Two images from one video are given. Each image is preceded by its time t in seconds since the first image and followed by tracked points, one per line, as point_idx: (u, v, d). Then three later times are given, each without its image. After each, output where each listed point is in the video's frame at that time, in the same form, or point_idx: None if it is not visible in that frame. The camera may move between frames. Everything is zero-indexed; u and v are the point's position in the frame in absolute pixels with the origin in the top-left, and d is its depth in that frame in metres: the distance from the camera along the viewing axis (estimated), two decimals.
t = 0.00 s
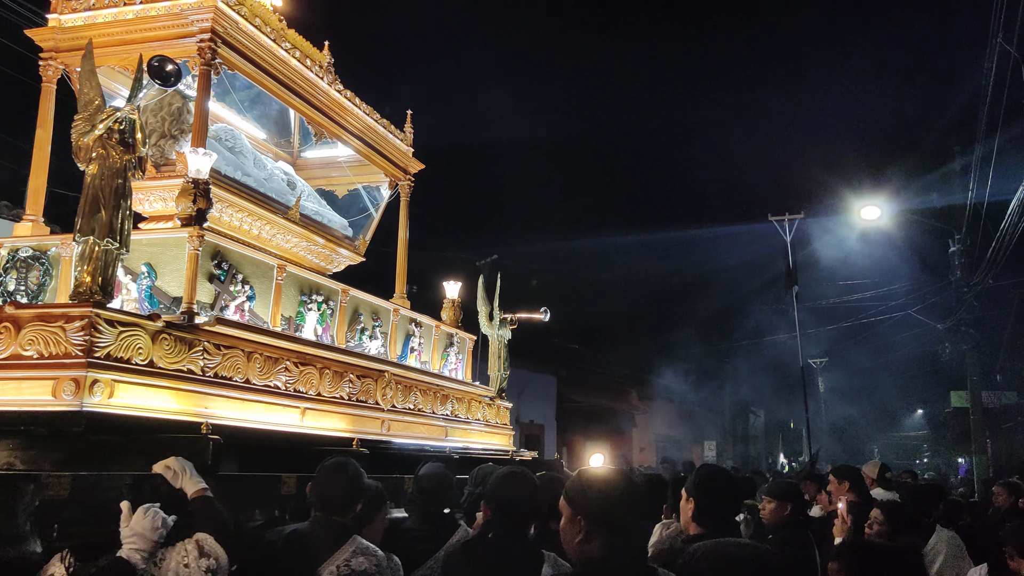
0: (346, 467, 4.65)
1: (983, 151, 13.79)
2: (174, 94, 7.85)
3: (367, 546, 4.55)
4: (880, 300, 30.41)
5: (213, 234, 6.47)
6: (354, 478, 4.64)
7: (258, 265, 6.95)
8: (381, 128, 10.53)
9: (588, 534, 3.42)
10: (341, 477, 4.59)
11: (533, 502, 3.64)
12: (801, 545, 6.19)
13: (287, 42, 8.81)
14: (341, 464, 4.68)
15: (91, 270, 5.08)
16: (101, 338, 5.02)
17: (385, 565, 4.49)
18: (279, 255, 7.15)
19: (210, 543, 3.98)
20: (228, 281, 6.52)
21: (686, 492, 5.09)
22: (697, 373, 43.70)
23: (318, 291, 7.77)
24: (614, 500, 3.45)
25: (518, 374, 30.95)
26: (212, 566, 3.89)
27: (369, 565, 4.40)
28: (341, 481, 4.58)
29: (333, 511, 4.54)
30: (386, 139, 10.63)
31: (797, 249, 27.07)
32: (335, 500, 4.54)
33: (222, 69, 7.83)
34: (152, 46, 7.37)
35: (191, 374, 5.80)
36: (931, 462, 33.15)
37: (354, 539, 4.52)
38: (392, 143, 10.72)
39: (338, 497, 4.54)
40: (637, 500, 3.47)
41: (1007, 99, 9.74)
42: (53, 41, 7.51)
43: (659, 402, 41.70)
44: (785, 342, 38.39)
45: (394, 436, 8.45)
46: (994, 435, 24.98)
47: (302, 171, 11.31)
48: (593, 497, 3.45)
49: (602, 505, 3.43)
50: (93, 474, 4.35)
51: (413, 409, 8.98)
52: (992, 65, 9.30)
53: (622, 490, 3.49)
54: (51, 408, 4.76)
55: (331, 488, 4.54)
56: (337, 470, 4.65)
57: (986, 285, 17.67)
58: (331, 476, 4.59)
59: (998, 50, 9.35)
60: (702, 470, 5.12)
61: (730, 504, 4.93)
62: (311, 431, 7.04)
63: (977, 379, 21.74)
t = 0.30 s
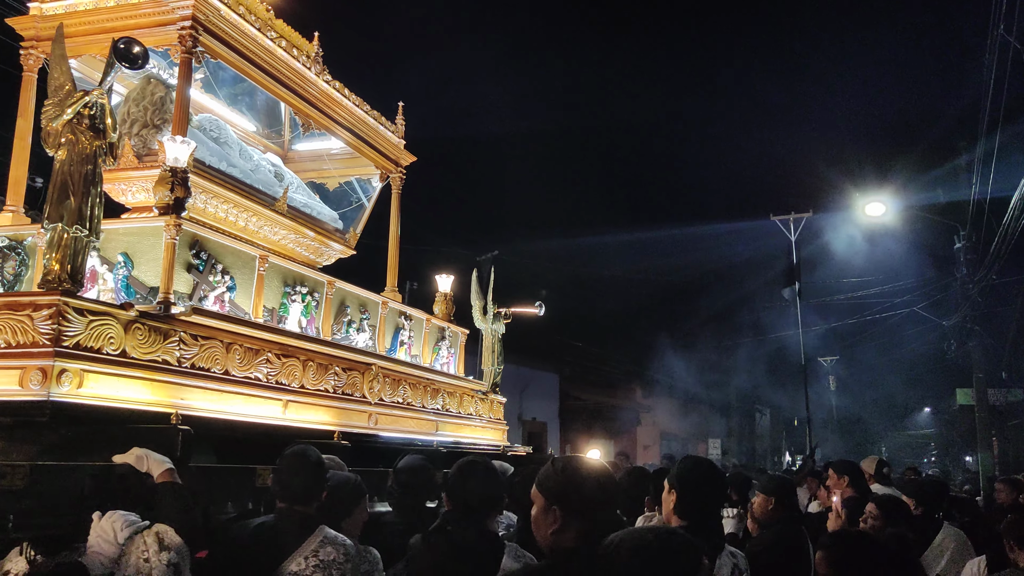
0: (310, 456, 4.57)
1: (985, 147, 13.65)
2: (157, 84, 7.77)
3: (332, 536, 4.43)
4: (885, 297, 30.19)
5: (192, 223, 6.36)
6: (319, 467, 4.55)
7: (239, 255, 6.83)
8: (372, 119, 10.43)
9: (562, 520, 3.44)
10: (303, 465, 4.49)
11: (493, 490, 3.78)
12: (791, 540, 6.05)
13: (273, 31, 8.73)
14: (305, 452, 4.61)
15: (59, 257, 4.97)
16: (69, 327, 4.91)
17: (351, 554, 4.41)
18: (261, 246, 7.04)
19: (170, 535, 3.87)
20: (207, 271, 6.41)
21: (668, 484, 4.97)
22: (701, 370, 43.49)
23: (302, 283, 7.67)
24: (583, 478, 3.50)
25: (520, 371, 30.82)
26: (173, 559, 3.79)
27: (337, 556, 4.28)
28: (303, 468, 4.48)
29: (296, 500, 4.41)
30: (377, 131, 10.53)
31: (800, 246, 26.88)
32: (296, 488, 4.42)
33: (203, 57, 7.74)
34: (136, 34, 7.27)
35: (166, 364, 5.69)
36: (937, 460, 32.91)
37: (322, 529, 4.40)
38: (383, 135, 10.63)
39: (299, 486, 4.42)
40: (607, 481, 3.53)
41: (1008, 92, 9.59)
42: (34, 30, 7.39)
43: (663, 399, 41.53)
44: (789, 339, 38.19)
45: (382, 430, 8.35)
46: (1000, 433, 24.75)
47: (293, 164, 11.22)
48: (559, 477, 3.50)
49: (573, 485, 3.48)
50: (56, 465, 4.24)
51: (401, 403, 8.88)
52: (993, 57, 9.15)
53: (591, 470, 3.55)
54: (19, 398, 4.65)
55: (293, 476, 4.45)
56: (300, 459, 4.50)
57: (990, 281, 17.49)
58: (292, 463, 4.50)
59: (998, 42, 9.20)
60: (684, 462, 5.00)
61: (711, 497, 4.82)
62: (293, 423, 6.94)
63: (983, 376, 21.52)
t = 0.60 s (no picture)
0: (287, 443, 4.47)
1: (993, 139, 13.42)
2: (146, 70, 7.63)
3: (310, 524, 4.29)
4: (892, 292, 29.91)
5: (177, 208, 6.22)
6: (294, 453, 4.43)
7: (227, 242, 6.69)
8: (368, 108, 10.27)
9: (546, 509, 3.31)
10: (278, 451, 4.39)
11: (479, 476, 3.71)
12: (791, 534, 5.87)
13: (264, 16, 8.58)
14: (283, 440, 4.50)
15: (35, 240, 4.85)
16: (46, 312, 4.77)
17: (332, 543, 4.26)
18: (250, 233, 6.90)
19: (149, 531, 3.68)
20: (193, 258, 6.27)
21: (661, 473, 4.80)
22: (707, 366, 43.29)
23: (293, 271, 7.52)
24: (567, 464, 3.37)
25: (525, 367, 30.67)
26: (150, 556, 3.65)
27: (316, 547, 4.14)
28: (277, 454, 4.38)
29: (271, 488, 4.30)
30: (373, 120, 10.38)
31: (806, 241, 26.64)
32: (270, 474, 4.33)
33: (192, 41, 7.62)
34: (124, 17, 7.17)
35: (150, 352, 5.56)
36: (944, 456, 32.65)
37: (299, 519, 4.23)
38: (380, 125, 10.48)
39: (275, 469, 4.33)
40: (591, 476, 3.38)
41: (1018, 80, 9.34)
42: (21, 14, 7.27)
43: (669, 395, 41.34)
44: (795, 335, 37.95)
45: (376, 421, 8.21)
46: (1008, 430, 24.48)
47: (289, 154, 11.10)
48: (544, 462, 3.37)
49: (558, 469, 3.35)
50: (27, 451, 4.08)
51: (396, 394, 8.74)
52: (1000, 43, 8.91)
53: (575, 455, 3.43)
54: None
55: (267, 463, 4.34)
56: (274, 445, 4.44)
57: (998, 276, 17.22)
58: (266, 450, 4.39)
59: (1006, 28, 8.97)
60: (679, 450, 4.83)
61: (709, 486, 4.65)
62: (283, 413, 6.80)
63: (991, 372, 21.25)
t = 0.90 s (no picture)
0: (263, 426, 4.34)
1: (1002, 128, 13.11)
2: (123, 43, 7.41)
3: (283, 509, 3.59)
4: (900, 286, 29.53)
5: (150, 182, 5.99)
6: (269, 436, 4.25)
7: (204, 219, 6.46)
8: (358, 88, 10.01)
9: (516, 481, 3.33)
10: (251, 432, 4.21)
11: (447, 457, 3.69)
12: (788, 522, 5.62)
13: None
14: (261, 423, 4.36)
15: None
16: (2, 284, 4.56)
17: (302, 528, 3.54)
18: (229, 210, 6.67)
19: (95, 485, 3.16)
20: (167, 234, 6.04)
21: (648, 453, 4.55)
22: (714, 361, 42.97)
23: (275, 251, 7.29)
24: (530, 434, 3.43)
25: (529, 361, 30.46)
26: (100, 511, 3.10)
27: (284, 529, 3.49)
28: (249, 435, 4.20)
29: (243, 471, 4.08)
30: (364, 101, 10.11)
31: (813, 234, 26.28)
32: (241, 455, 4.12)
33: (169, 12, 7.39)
34: None
35: (117, 329, 5.34)
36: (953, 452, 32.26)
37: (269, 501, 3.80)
38: (372, 107, 10.26)
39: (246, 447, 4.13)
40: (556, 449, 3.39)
41: None
42: None
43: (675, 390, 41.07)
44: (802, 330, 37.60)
45: (363, 407, 7.99)
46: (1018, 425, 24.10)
47: (279, 137, 10.94)
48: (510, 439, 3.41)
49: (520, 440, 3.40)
50: None
51: (385, 379, 8.52)
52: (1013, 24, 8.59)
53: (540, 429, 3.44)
54: None
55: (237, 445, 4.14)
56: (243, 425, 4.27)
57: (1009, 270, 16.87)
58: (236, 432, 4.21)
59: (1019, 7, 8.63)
60: (666, 429, 4.58)
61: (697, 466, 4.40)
62: (262, 396, 6.58)
63: (1001, 367, 20.87)
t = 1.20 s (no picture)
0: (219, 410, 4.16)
1: (1013, 116, 12.68)
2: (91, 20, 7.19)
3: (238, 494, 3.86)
4: (909, 280, 29.08)
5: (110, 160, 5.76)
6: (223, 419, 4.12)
7: (170, 199, 6.23)
8: (344, 71, 9.73)
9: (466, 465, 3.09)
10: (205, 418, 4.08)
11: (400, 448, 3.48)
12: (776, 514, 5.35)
13: None
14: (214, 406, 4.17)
15: None
16: None
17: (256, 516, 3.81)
18: (197, 191, 6.44)
19: None
20: (129, 215, 5.81)
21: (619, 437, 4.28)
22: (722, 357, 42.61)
23: (249, 234, 7.05)
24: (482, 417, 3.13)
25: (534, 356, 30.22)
26: None
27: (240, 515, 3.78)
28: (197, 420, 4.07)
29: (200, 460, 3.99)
30: (350, 85, 9.83)
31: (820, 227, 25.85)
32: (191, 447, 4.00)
33: None
34: None
35: (72, 313, 5.12)
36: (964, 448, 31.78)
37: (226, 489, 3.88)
38: (358, 92, 9.97)
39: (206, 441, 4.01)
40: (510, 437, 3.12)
41: None
42: None
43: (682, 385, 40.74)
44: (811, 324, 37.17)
45: (343, 396, 7.76)
46: None
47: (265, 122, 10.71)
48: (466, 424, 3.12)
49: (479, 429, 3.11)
50: None
51: (367, 368, 8.28)
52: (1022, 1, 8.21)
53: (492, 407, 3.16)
54: None
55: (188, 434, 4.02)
56: (196, 413, 4.10)
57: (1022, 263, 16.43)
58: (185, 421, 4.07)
59: None
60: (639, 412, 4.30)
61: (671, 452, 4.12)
62: (232, 384, 6.36)
63: (1012, 363, 20.44)
